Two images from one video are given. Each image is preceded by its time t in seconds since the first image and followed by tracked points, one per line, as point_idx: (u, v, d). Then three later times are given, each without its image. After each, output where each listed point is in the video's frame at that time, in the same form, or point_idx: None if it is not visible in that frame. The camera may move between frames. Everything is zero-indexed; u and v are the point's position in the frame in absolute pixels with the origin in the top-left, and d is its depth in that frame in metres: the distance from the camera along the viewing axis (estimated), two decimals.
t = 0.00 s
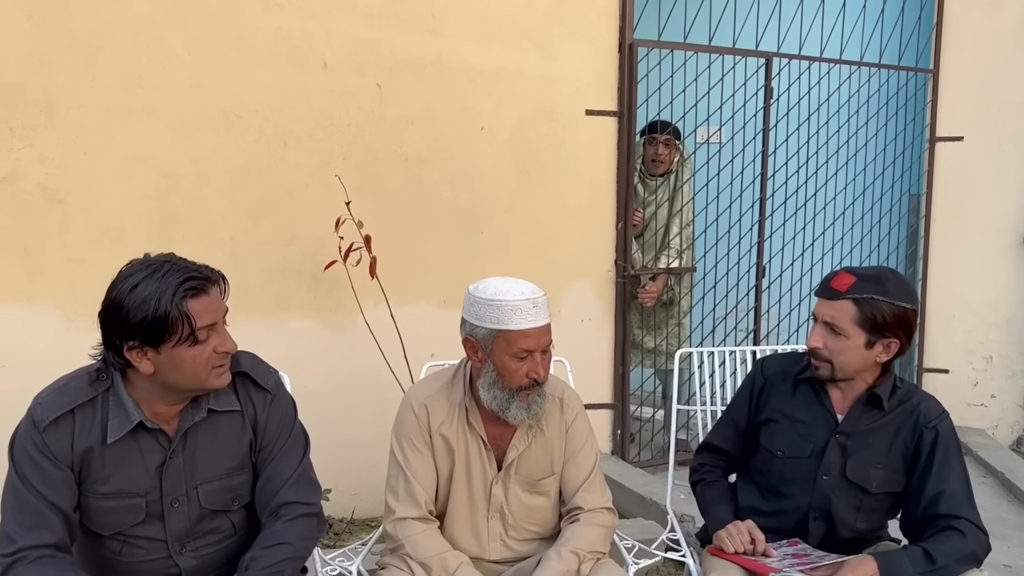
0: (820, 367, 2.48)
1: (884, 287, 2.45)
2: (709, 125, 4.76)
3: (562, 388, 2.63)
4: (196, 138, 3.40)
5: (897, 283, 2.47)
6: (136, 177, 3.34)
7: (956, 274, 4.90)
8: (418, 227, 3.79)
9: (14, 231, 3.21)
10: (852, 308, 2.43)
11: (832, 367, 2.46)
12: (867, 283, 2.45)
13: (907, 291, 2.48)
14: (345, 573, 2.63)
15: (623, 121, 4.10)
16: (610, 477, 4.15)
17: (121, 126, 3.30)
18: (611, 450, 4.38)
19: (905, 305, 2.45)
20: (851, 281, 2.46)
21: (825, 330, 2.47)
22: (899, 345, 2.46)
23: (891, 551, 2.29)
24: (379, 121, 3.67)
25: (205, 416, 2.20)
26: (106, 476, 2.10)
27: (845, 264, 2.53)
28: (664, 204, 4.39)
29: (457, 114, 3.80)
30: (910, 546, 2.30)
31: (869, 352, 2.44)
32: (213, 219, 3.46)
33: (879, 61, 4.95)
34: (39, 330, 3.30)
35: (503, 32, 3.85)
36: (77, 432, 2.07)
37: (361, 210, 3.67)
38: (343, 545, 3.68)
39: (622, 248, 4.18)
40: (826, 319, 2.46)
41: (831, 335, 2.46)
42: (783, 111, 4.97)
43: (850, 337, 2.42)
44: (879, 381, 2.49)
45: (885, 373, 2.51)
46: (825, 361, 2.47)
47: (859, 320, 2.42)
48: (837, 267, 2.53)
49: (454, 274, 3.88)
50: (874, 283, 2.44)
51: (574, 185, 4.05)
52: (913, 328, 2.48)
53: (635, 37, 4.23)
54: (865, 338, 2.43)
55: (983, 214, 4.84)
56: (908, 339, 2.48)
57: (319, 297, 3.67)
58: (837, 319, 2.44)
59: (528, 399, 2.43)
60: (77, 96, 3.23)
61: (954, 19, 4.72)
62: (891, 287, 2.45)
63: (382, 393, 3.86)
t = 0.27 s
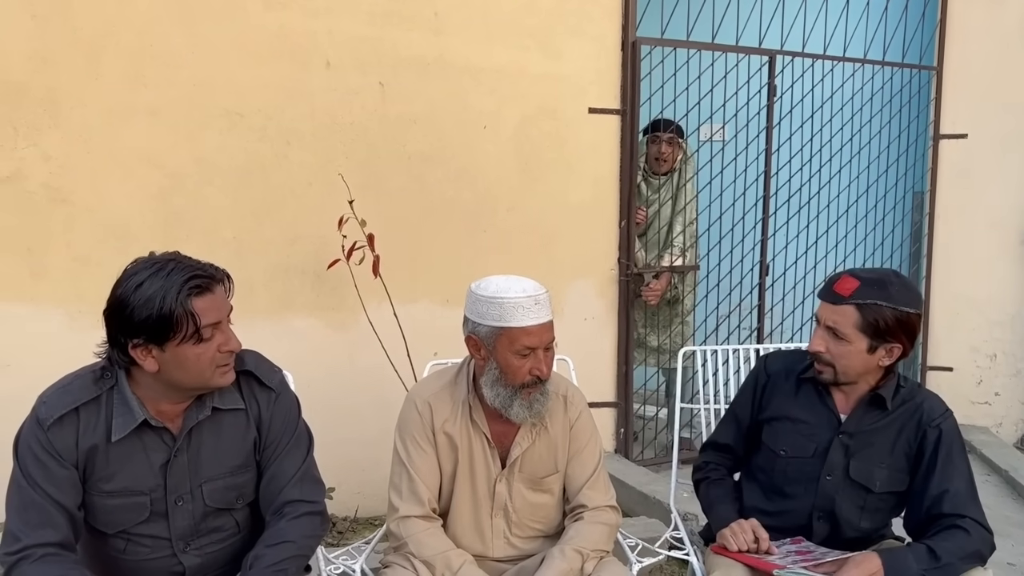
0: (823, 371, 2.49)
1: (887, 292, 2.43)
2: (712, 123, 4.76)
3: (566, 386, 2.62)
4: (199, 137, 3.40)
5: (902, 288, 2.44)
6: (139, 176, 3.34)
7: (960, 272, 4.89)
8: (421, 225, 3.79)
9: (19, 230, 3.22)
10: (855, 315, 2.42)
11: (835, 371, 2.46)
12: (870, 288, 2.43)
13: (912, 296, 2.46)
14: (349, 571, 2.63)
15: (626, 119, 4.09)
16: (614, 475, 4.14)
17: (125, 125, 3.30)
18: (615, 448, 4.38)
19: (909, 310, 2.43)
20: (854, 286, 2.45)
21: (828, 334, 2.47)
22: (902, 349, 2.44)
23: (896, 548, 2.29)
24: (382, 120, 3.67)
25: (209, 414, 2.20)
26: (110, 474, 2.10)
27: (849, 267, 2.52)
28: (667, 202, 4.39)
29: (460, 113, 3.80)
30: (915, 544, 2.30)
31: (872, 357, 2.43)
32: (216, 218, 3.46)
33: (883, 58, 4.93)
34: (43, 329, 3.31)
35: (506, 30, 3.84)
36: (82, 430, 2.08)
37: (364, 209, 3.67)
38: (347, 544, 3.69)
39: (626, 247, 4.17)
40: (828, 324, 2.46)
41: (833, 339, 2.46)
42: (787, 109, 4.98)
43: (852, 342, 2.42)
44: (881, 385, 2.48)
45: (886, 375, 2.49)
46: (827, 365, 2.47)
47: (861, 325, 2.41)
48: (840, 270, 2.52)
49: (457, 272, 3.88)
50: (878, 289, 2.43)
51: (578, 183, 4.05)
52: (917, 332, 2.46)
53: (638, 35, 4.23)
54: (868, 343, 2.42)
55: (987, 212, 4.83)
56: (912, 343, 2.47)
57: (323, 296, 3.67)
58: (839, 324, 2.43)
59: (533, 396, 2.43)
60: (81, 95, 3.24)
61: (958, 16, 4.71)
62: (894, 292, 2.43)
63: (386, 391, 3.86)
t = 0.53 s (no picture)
0: (823, 370, 2.49)
1: (889, 292, 2.42)
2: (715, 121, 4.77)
3: (568, 384, 2.62)
4: (201, 136, 3.41)
5: (904, 286, 2.44)
6: (141, 174, 3.35)
7: (963, 270, 4.87)
8: (423, 224, 3.79)
9: (22, 229, 3.23)
10: (856, 315, 2.41)
11: (836, 370, 2.46)
12: (870, 287, 2.43)
13: (913, 294, 2.45)
14: (351, 569, 2.63)
15: (629, 117, 4.08)
16: (617, 473, 4.14)
17: (127, 123, 3.31)
18: (618, 447, 4.37)
19: (910, 309, 2.42)
20: (855, 285, 2.44)
21: (828, 334, 2.46)
22: (904, 348, 2.43)
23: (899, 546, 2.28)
24: (384, 118, 3.67)
25: (211, 412, 2.20)
26: (113, 472, 2.11)
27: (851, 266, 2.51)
28: (670, 201, 4.38)
29: (462, 111, 3.79)
30: (918, 542, 2.29)
31: (873, 356, 2.42)
32: (219, 217, 3.46)
33: (886, 56, 4.92)
34: (46, 327, 3.32)
35: (508, 28, 3.84)
36: (83, 428, 2.08)
37: (366, 207, 3.67)
38: (350, 542, 3.69)
39: (628, 245, 4.16)
40: (829, 324, 2.45)
41: (833, 339, 2.45)
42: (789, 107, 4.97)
43: (853, 342, 2.41)
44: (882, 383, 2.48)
45: (889, 373, 2.49)
46: (828, 364, 2.47)
47: (862, 325, 2.41)
48: (842, 269, 2.51)
49: (459, 271, 3.88)
50: (879, 288, 2.42)
51: (580, 181, 4.05)
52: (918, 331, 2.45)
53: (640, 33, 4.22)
54: (869, 342, 2.41)
55: (990, 210, 4.81)
56: (913, 341, 2.46)
57: (325, 295, 3.67)
58: (840, 324, 2.43)
59: (540, 391, 2.43)
60: (83, 94, 3.25)
61: (961, 14, 4.69)
62: (896, 290, 2.42)
63: (389, 390, 3.86)
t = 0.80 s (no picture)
0: (825, 367, 2.48)
1: (891, 291, 2.42)
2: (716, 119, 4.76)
3: (571, 382, 2.62)
4: (203, 134, 3.41)
5: (905, 284, 2.44)
6: (143, 172, 3.35)
7: (966, 267, 4.86)
8: (425, 222, 3.79)
9: (24, 227, 3.24)
10: (858, 312, 2.41)
11: (837, 368, 2.45)
12: (872, 285, 2.43)
13: (915, 292, 2.46)
14: (353, 568, 2.63)
15: (630, 115, 4.07)
16: (618, 472, 4.14)
17: (129, 122, 3.31)
18: (619, 445, 4.37)
19: (912, 308, 2.42)
20: (857, 283, 2.44)
21: (830, 332, 2.46)
22: (905, 346, 2.43)
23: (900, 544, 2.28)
24: (386, 116, 3.66)
25: (211, 410, 2.21)
26: (114, 470, 2.11)
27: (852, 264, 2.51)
28: (672, 198, 4.38)
29: (464, 109, 3.79)
30: (920, 540, 2.29)
31: (874, 354, 2.42)
32: (220, 215, 3.46)
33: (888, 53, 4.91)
34: (48, 326, 3.32)
35: (510, 26, 3.84)
36: (84, 427, 2.08)
37: (367, 205, 3.67)
38: (351, 540, 3.70)
39: (630, 243, 4.16)
40: (831, 321, 2.45)
41: (835, 337, 2.45)
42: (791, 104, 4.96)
43: (855, 340, 2.41)
44: (884, 381, 2.47)
45: (891, 371, 2.48)
46: (830, 362, 2.46)
47: (864, 323, 2.40)
48: (844, 268, 2.51)
49: (461, 269, 3.88)
50: (881, 287, 2.42)
51: (582, 179, 4.04)
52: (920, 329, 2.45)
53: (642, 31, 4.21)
54: (870, 340, 2.41)
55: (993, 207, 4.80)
56: (915, 339, 2.45)
57: (327, 293, 3.67)
58: (842, 322, 2.42)
59: (546, 399, 2.44)
60: (85, 92, 3.25)
61: (964, 10, 4.68)
62: (897, 288, 2.43)
63: (390, 388, 3.86)
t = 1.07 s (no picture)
0: (828, 366, 2.47)
1: (894, 290, 2.42)
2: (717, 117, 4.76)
3: (573, 380, 2.62)
4: (205, 132, 3.41)
5: (909, 283, 2.44)
6: (145, 170, 3.35)
7: (968, 265, 4.86)
8: (427, 220, 3.79)
9: (26, 226, 3.24)
10: (861, 311, 2.40)
11: (840, 366, 2.45)
12: (876, 284, 2.43)
13: (918, 291, 2.46)
14: (354, 566, 2.63)
15: (632, 113, 4.07)
16: (620, 470, 4.14)
17: (131, 120, 3.31)
18: (621, 443, 4.37)
19: (915, 306, 2.42)
20: (861, 282, 2.44)
21: (834, 331, 2.45)
22: (909, 345, 2.43)
23: (902, 542, 2.28)
24: (388, 114, 3.66)
25: (214, 409, 2.21)
26: (117, 469, 2.11)
27: (856, 262, 2.50)
28: (673, 196, 4.37)
29: (466, 107, 3.79)
30: (922, 537, 2.29)
31: (877, 353, 2.42)
32: (222, 213, 3.46)
33: (890, 51, 4.90)
34: (50, 324, 3.32)
35: (511, 23, 3.83)
36: (87, 425, 2.08)
37: (369, 203, 3.67)
38: (354, 538, 3.70)
39: (632, 241, 4.16)
40: (835, 320, 2.44)
41: (839, 335, 2.44)
42: (792, 102, 4.93)
43: (858, 338, 2.41)
44: (886, 381, 2.47)
45: (893, 370, 2.49)
46: (833, 361, 2.46)
47: (867, 322, 2.40)
48: (848, 266, 2.51)
49: (463, 267, 3.88)
50: (884, 285, 2.42)
51: (583, 177, 4.04)
52: (923, 329, 2.45)
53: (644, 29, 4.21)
54: (874, 339, 2.41)
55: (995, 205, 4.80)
56: (918, 339, 2.45)
57: (329, 291, 3.67)
58: (846, 320, 2.42)
59: (545, 389, 2.43)
60: (87, 90, 3.25)
61: (966, 8, 4.68)
62: (901, 287, 2.43)
63: (392, 386, 3.86)
